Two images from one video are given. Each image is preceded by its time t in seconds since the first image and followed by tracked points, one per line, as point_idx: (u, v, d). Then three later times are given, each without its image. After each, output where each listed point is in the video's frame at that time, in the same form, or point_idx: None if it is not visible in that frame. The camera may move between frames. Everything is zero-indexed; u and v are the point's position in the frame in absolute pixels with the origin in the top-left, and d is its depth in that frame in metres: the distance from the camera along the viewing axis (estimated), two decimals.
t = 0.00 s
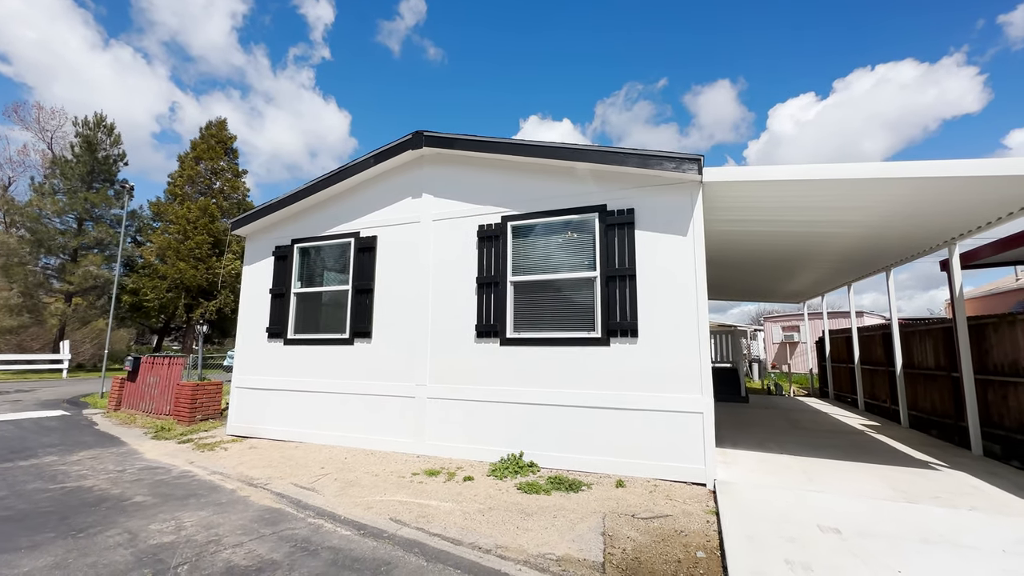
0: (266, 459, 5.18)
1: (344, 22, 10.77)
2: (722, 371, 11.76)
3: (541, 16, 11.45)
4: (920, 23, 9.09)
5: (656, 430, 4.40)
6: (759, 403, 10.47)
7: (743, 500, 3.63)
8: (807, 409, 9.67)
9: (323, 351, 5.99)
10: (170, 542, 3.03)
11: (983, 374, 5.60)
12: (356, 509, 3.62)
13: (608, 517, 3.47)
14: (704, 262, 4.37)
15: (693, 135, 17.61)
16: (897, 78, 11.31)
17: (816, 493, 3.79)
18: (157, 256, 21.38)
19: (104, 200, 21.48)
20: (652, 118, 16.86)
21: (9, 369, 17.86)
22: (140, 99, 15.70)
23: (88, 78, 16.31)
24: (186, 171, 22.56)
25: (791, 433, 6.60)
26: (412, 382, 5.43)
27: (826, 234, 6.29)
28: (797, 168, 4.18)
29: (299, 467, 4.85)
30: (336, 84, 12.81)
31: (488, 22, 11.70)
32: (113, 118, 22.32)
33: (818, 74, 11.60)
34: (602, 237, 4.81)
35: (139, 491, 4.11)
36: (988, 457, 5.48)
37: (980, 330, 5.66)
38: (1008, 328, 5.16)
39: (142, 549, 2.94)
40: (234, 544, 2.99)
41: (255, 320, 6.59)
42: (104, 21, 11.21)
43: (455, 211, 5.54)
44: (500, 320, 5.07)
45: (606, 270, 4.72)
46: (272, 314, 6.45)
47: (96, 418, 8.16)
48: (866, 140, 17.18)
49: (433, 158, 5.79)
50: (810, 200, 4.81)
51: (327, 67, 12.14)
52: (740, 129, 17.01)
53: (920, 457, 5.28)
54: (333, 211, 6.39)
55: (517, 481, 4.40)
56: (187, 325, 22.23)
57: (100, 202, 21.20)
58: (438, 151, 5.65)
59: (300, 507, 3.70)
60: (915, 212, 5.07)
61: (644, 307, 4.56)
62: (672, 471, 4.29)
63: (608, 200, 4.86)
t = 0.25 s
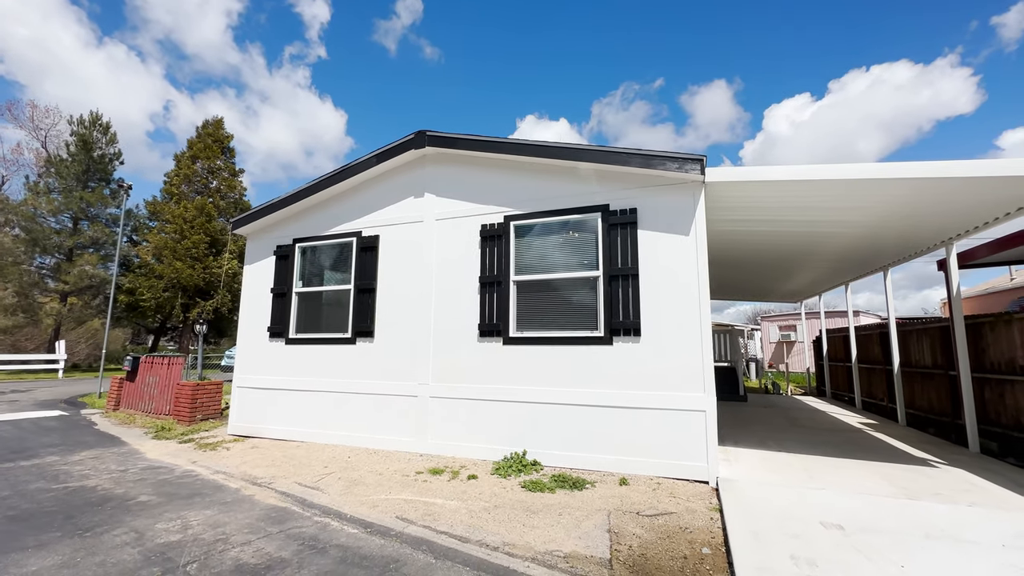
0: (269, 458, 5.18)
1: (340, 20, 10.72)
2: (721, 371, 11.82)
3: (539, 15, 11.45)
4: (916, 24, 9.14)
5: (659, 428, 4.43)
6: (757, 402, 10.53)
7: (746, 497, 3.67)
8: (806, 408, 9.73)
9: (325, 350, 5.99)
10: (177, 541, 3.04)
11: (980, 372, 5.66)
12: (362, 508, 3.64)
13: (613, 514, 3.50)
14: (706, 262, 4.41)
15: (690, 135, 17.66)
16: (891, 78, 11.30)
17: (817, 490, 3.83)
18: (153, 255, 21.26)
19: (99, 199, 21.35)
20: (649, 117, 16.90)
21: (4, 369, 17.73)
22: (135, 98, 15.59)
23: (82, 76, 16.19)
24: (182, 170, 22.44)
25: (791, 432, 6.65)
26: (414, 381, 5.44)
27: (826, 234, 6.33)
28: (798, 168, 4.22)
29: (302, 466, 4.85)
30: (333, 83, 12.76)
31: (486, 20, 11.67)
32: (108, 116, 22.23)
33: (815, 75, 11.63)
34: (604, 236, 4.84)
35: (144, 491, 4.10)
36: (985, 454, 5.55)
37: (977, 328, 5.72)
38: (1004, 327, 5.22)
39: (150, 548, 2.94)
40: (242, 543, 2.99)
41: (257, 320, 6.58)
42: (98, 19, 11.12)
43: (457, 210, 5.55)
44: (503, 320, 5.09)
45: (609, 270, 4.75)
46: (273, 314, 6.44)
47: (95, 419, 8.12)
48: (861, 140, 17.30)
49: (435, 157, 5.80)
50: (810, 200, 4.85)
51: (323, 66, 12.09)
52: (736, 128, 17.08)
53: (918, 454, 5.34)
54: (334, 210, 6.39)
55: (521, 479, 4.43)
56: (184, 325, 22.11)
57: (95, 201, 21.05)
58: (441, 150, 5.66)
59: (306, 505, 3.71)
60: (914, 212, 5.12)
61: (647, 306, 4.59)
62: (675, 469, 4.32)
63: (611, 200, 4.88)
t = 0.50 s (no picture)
0: (270, 458, 5.17)
1: (336, 19, 10.70)
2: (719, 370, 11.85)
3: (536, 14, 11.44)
4: (913, 25, 9.22)
5: (660, 426, 4.45)
6: (756, 401, 10.57)
7: (747, 495, 3.69)
8: (804, 407, 9.77)
9: (325, 349, 5.98)
10: (180, 540, 3.03)
11: (977, 370, 5.70)
12: (364, 506, 3.64)
13: (615, 512, 3.51)
14: (706, 261, 4.42)
15: (687, 135, 17.71)
16: (887, 78, 11.38)
17: (817, 488, 3.86)
18: (150, 255, 21.20)
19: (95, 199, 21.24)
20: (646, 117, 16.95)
21: None
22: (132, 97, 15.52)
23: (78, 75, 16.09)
24: (179, 169, 22.36)
25: (790, 430, 6.68)
26: (415, 381, 5.44)
27: (824, 233, 6.36)
28: (797, 167, 4.24)
29: (303, 465, 4.85)
30: (331, 83, 12.71)
31: (484, 20, 11.66)
32: (104, 115, 22.12)
33: (812, 75, 11.67)
34: (605, 235, 4.85)
35: (144, 490, 4.09)
36: (982, 452, 5.59)
37: (974, 327, 5.76)
38: (1002, 325, 5.26)
39: (152, 547, 2.94)
40: (245, 542, 2.99)
41: (256, 320, 6.57)
42: (93, 17, 11.04)
43: (458, 209, 5.55)
44: (504, 319, 5.10)
45: (610, 269, 4.76)
46: (273, 313, 6.43)
47: (93, 419, 8.08)
48: (857, 140, 17.37)
49: (435, 156, 5.80)
50: (809, 199, 4.86)
51: (320, 65, 12.05)
52: (733, 129, 17.13)
53: (916, 452, 5.38)
54: (334, 209, 6.37)
55: (522, 477, 4.43)
56: (181, 325, 22.02)
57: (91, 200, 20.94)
58: (441, 150, 5.67)
59: (308, 505, 3.70)
60: (912, 211, 5.14)
61: (647, 304, 4.61)
62: (676, 467, 4.34)
63: (612, 199, 4.90)
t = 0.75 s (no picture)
0: (269, 458, 5.15)
1: (333, 18, 10.68)
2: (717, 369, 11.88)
3: (534, 12, 11.43)
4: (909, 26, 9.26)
5: (660, 425, 4.45)
6: (754, 399, 10.60)
7: (746, 493, 3.70)
8: (802, 405, 9.81)
9: (324, 349, 5.97)
10: (180, 541, 3.02)
11: (974, 368, 5.73)
12: (364, 506, 3.63)
13: (616, 511, 3.51)
14: (706, 260, 4.43)
15: (684, 135, 17.74)
16: (882, 78, 11.42)
17: (817, 486, 3.87)
18: (146, 255, 21.10)
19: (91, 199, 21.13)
20: (643, 117, 16.97)
21: None
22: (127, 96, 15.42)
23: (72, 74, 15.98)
24: (175, 169, 22.28)
25: (789, 428, 6.70)
26: (414, 380, 5.43)
27: (822, 232, 6.39)
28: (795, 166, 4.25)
29: (302, 465, 4.83)
30: (328, 82, 12.66)
31: (481, 19, 11.63)
32: (100, 115, 22.00)
33: (809, 75, 11.69)
34: (605, 235, 4.85)
35: (143, 491, 4.07)
36: (979, 450, 5.63)
37: (970, 325, 5.80)
38: (998, 324, 5.29)
39: (152, 548, 2.93)
40: (246, 542, 2.98)
41: (254, 319, 6.55)
42: (88, 15, 10.95)
43: (457, 208, 5.55)
44: (503, 318, 5.10)
45: (610, 268, 4.76)
46: (271, 313, 6.41)
47: (90, 419, 8.04)
48: (853, 140, 17.45)
49: (434, 156, 5.80)
50: (806, 198, 4.87)
51: (316, 64, 12.00)
52: (731, 129, 17.17)
53: (914, 450, 5.41)
54: (333, 208, 6.36)
55: (522, 476, 4.44)
56: (178, 325, 21.93)
57: (87, 200, 20.83)
58: (440, 149, 5.66)
59: (308, 504, 3.69)
60: (910, 210, 5.15)
61: (646, 304, 4.61)
62: (676, 465, 4.35)
63: (611, 198, 4.90)
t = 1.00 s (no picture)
0: (268, 459, 5.15)
1: (330, 17, 10.67)
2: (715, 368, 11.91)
3: (532, 12, 11.42)
4: (906, 26, 9.30)
5: (660, 424, 4.46)
6: (752, 399, 10.63)
7: (746, 492, 3.72)
8: (800, 404, 9.84)
9: (324, 349, 5.96)
10: (180, 542, 3.01)
11: (971, 367, 5.76)
12: (365, 506, 3.63)
13: (617, 510, 3.52)
14: (705, 260, 4.44)
15: (682, 135, 17.77)
16: (879, 78, 11.45)
17: (816, 484, 3.89)
18: (143, 255, 21.03)
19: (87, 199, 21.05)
20: (641, 117, 17.00)
21: None
22: (123, 96, 15.35)
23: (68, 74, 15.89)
24: (172, 169, 22.20)
25: (787, 427, 6.73)
26: (414, 380, 5.43)
27: (820, 232, 6.41)
28: (793, 167, 4.27)
29: (302, 466, 4.82)
30: (325, 81, 12.63)
31: (479, 18, 11.63)
32: (96, 115, 21.91)
33: (807, 74, 11.69)
34: (605, 235, 4.86)
35: (142, 492, 4.06)
36: (976, 448, 5.66)
37: (967, 324, 5.83)
38: (995, 322, 5.32)
39: (152, 549, 2.92)
40: (247, 543, 2.97)
41: (253, 320, 6.53)
42: (83, 14, 10.87)
43: (456, 208, 5.55)
44: (503, 318, 5.10)
45: (609, 268, 4.77)
46: (270, 313, 6.39)
47: (88, 421, 8.00)
48: (849, 140, 17.50)
49: (433, 156, 5.80)
50: (804, 198, 4.89)
51: (313, 63, 11.97)
52: (728, 128, 17.21)
53: (911, 448, 5.44)
54: (332, 208, 6.35)
55: (522, 476, 4.45)
56: (175, 326, 21.84)
57: (83, 200, 20.73)
58: (439, 149, 5.66)
59: (309, 505, 3.69)
60: (907, 210, 5.17)
61: (646, 303, 4.62)
62: (676, 465, 4.36)
63: (610, 198, 4.91)
